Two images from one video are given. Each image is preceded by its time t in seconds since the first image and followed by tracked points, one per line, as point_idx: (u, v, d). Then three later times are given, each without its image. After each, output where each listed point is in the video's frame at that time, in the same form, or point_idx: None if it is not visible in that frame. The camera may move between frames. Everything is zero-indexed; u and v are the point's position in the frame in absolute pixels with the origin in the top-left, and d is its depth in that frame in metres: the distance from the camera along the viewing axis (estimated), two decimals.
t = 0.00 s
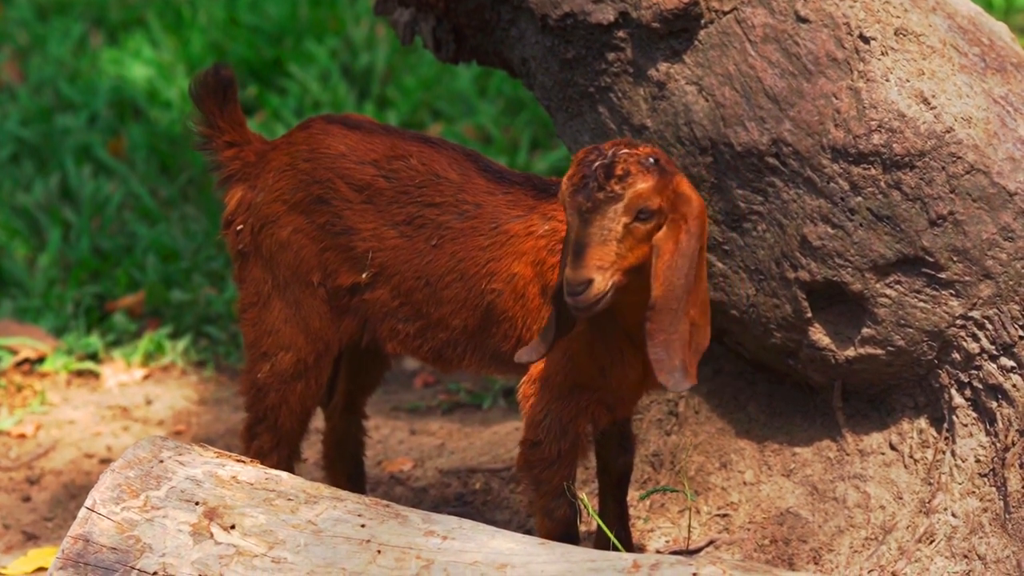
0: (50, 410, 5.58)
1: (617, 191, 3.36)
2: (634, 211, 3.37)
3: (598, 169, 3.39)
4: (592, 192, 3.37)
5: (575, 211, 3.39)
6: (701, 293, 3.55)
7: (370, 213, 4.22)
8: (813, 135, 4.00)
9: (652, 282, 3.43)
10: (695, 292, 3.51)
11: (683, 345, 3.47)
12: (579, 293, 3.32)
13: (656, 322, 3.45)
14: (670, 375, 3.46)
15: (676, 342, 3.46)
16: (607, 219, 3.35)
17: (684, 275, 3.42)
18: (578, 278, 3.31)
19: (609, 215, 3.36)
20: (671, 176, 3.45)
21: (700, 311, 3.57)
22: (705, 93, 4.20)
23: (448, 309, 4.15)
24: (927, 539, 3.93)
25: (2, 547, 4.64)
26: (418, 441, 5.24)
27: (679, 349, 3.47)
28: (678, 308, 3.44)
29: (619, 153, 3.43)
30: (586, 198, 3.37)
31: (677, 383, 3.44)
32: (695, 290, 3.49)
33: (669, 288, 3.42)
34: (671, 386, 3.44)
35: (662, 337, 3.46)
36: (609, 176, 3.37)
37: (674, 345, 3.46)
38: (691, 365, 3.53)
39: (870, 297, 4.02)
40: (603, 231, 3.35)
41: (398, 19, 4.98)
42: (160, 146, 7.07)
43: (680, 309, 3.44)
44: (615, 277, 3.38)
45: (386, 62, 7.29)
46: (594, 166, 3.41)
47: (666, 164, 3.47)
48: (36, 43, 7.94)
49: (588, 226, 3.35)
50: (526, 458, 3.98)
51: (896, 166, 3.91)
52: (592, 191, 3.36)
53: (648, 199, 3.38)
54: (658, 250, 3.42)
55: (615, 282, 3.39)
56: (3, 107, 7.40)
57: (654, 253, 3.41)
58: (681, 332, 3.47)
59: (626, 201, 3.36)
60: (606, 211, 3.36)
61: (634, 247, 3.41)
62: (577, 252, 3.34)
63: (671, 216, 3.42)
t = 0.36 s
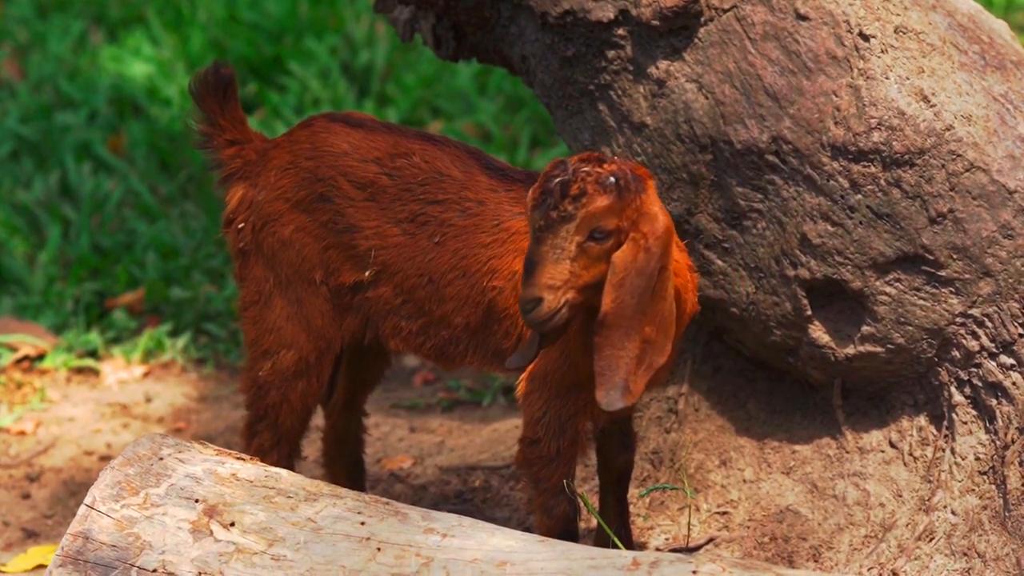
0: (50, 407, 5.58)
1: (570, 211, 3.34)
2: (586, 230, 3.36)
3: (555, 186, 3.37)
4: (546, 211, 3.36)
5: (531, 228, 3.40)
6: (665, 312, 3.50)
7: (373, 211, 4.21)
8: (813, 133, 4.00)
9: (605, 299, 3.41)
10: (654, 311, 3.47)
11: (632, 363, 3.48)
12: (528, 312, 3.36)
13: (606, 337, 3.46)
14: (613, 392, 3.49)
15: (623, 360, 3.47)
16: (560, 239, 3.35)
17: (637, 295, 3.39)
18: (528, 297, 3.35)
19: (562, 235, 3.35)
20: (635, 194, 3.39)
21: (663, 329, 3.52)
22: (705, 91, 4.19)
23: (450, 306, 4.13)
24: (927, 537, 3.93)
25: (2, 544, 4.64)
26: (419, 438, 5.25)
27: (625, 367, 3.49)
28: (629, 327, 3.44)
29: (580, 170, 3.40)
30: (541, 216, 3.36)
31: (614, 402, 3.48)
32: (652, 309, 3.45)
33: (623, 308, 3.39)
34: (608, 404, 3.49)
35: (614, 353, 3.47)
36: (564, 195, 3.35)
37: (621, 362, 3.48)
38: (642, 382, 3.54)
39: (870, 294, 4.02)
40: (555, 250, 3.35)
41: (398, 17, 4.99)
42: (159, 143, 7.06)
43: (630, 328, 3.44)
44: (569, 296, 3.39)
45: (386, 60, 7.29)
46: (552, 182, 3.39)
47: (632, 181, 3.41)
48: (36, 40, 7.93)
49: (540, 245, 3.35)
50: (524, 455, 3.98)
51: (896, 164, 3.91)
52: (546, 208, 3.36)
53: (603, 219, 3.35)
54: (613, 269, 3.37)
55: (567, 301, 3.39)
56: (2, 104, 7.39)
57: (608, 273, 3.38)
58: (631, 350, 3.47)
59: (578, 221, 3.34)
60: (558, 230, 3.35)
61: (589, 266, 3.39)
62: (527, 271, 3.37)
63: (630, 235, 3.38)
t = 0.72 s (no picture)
0: (51, 404, 5.58)
1: (547, 241, 3.48)
2: (565, 258, 3.49)
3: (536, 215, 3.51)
4: (526, 239, 3.51)
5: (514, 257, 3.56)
6: (649, 335, 3.50)
7: (377, 208, 4.21)
8: (814, 131, 4.00)
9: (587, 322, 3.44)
10: (637, 335, 3.47)
11: (616, 387, 3.47)
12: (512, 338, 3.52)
13: (590, 362, 3.46)
14: (596, 417, 3.48)
15: (608, 386, 3.46)
16: (539, 268, 3.49)
17: (619, 319, 3.41)
18: (510, 325, 3.51)
19: (540, 263, 3.49)
20: (615, 220, 3.47)
21: (646, 352, 3.52)
22: (706, 89, 4.20)
23: (454, 303, 4.12)
24: (928, 534, 3.93)
25: (3, 541, 4.64)
26: (420, 436, 5.25)
27: (610, 391, 3.47)
28: (612, 351, 3.44)
29: (560, 197, 3.52)
30: (522, 245, 3.51)
31: (600, 426, 3.46)
32: (636, 333, 3.46)
33: (605, 332, 3.42)
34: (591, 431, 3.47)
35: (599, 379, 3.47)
36: (542, 225, 3.49)
37: (606, 387, 3.47)
38: (626, 406, 3.52)
39: (872, 292, 4.02)
40: (534, 279, 3.50)
41: (399, 14, 4.97)
42: (161, 141, 7.07)
43: (613, 352, 3.44)
44: (551, 323, 3.53)
45: (387, 58, 7.29)
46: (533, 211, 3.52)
47: (612, 207, 3.49)
48: (37, 38, 7.93)
49: (520, 274, 3.51)
50: (525, 453, 3.98)
51: (898, 162, 3.91)
52: (525, 236, 3.51)
53: (580, 246, 3.47)
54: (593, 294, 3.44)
55: (550, 326, 3.54)
56: (4, 101, 7.39)
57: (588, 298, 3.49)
58: (615, 375, 3.46)
59: (557, 249, 3.48)
60: (537, 259, 3.49)
61: (570, 292, 3.52)
62: (509, 299, 3.53)
63: (610, 259, 3.46)
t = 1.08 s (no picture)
0: (56, 401, 5.57)
1: (545, 248, 3.47)
2: (562, 265, 3.49)
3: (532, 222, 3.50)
4: (523, 247, 3.50)
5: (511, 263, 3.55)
6: (651, 343, 3.50)
7: (383, 205, 4.20)
8: (819, 129, 4.00)
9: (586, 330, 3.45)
10: (638, 343, 3.48)
11: (618, 396, 3.48)
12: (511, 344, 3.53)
13: (592, 370, 3.46)
14: (599, 426, 3.48)
15: (610, 393, 3.47)
16: (536, 275, 3.49)
17: (619, 327, 3.41)
18: (506, 330, 3.51)
19: (538, 270, 3.49)
20: (613, 228, 3.48)
21: (649, 360, 3.52)
22: (711, 87, 4.20)
23: (459, 300, 4.11)
24: (933, 532, 3.94)
25: (8, 538, 4.63)
26: (424, 433, 5.25)
27: (612, 401, 3.48)
28: (613, 359, 3.44)
29: (558, 204, 3.51)
30: (519, 252, 3.51)
31: (603, 435, 3.46)
32: (636, 342, 3.47)
33: (604, 340, 3.42)
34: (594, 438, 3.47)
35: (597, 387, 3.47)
36: (539, 232, 3.48)
37: (608, 396, 3.47)
38: (630, 415, 3.52)
39: (877, 290, 4.01)
40: (531, 286, 3.50)
41: (404, 12, 4.93)
42: (166, 138, 7.08)
43: (614, 361, 3.44)
44: (549, 329, 3.53)
45: (392, 55, 7.29)
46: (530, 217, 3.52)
47: (611, 215, 3.51)
48: (42, 35, 7.94)
49: (517, 280, 3.51)
50: (529, 450, 3.98)
51: (902, 160, 3.91)
52: (523, 243, 3.50)
53: (577, 254, 3.48)
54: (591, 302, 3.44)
55: (547, 334, 3.54)
56: (9, 98, 7.41)
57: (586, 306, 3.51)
58: (617, 383, 3.47)
59: (554, 257, 3.48)
60: (534, 266, 3.49)
61: (566, 300, 3.53)
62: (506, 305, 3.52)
63: (609, 267, 3.46)
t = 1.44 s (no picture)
0: (63, 398, 5.58)
1: (541, 248, 3.45)
2: (559, 265, 3.47)
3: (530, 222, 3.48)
4: (520, 247, 3.48)
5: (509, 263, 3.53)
6: (647, 346, 3.49)
7: (393, 204, 4.21)
8: (827, 126, 4.00)
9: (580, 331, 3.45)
10: (634, 346, 3.47)
11: (609, 398, 3.48)
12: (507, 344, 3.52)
13: (583, 370, 3.47)
14: (587, 425, 3.49)
15: (600, 394, 3.48)
16: (533, 275, 3.47)
17: (614, 330, 3.41)
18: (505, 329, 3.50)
19: (535, 270, 3.47)
20: (612, 229, 3.46)
21: (643, 363, 3.51)
22: (719, 84, 4.20)
23: (469, 298, 4.11)
24: (940, 530, 3.94)
25: (15, 535, 4.63)
26: (431, 430, 5.25)
27: (602, 401, 3.49)
28: (606, 361, 3.45)
29: (556, 205, 3.49)
30: (516, 253, 3.49)
31: (590, 436, 3.47)
32: (631, 346, 3.46)
33: (597, 342, 3.42)
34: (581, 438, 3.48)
35: (588, 386, 3.48)
36: (537, 232, 3.45)
37: (599, 397, 3.48)
38: (619, 417, 3.52)
39: (883, 288, 4.02)
40: (528, 286, 3.48)
41: (412, 9, 4.92)
42: (173, 135, 7.07)
43: (607, 363, 3.45)
44: (545, 329, 3.51)
45: (399, 52, 7.29)
46: (528, 217, 3.50)
47: (610, 216, 3.48)
48: (50, 32, 7.95)
49: (514, 280, 3.49)
50: (537, 448, 3.99)
51: (910, 157, 3.91)
52: (522, 243, 3.47)
53: (574, 255, 3.46)
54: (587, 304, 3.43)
55: (544, 334, 3.52)
56: (16, 95, 7.42)
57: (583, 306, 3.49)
58: (608, 385, 3.47)
59: (551, 257, 3.46)
60: (532, 266, 3.47)
61: (564, 300, 3.51)
62: (502, 305, 3.51)
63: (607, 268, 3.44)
